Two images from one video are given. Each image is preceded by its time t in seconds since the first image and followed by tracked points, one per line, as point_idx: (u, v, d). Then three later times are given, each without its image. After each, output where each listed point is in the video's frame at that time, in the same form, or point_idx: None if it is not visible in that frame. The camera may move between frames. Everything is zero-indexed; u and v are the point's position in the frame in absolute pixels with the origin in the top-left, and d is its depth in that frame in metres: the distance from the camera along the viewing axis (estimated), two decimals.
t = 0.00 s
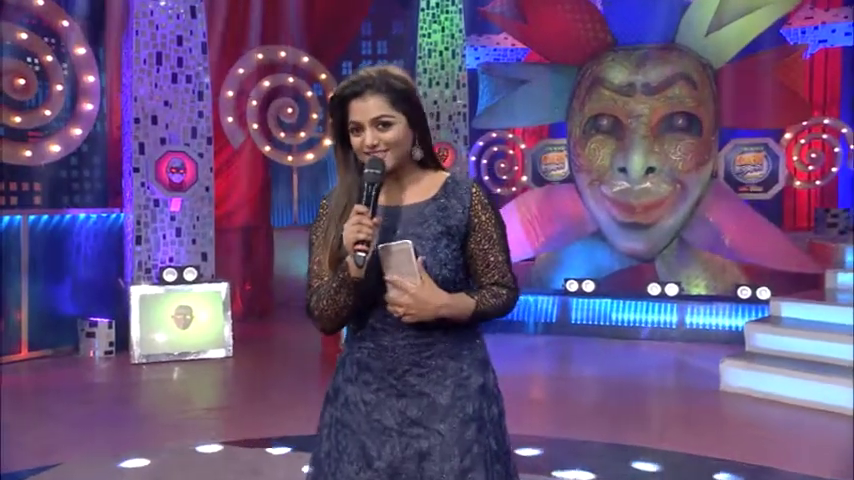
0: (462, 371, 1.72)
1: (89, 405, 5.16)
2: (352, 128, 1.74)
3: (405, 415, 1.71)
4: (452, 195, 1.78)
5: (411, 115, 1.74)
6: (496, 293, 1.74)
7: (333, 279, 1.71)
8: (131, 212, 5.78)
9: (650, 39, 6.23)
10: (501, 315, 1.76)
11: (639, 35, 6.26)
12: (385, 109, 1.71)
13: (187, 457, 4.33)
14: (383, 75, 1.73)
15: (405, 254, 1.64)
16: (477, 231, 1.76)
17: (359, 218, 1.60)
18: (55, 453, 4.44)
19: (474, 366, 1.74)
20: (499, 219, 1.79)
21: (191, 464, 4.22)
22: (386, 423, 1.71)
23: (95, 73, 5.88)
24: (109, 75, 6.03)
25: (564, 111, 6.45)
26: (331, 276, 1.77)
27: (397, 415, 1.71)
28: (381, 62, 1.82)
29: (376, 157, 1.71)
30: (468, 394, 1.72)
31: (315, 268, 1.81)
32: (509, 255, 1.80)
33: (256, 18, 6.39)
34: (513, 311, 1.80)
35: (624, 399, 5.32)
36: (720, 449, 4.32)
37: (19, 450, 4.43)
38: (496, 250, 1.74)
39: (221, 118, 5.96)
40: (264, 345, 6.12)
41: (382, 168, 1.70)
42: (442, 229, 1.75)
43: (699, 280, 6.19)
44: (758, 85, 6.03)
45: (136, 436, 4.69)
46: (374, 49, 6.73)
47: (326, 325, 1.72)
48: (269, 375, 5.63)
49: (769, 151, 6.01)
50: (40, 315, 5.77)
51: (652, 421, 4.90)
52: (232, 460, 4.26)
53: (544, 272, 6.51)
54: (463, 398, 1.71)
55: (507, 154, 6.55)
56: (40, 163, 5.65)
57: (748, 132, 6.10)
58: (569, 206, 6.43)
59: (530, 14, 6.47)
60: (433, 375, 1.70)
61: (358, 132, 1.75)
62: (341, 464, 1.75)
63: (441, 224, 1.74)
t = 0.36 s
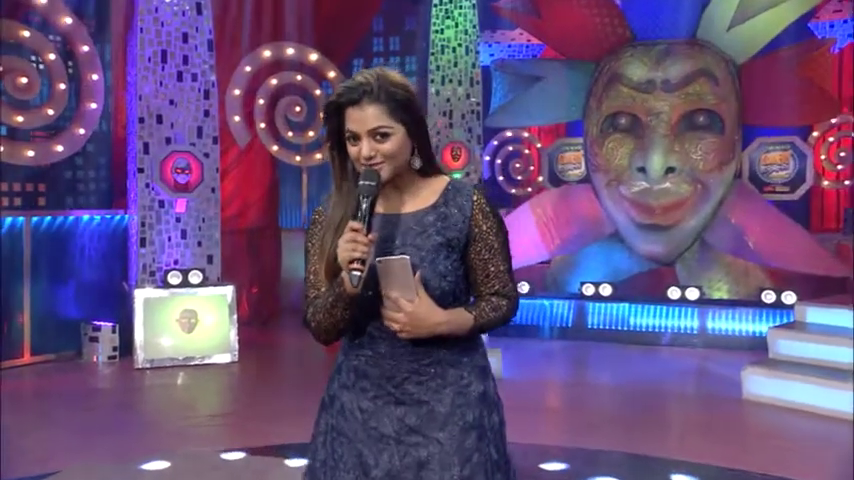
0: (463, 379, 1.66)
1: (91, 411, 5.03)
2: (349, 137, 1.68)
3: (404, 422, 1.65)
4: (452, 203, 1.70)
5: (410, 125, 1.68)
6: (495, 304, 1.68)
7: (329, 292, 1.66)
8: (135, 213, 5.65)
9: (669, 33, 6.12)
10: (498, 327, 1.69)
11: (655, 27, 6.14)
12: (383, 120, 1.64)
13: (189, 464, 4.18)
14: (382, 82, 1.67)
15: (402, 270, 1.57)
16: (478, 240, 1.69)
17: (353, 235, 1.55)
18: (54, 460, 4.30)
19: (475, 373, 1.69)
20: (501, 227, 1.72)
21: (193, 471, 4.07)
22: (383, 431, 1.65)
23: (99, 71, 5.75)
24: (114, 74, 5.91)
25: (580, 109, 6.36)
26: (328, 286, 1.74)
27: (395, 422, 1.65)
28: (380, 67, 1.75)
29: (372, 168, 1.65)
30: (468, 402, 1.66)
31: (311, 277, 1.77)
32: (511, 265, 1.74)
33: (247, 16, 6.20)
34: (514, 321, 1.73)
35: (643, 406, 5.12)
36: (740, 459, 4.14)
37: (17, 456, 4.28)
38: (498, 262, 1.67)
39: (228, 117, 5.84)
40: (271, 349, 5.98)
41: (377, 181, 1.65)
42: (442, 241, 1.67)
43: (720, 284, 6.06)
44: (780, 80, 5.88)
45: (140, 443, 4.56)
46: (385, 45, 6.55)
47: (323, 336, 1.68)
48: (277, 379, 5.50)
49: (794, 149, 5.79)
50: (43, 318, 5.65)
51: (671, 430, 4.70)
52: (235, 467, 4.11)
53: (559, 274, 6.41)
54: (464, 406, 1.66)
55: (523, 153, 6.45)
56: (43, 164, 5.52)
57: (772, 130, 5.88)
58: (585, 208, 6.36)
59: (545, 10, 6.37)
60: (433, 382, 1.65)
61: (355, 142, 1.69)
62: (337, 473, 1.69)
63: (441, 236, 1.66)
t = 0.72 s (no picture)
0: (465, 385, 1.67)
1: (93, 416, 4.88)
2: (347, 139, 1.69)
3: (404, 428, 1.66)
4: (452, 209, 1.71)
5: (410, 127, 1.68)
6: (496, 313, 1.68)
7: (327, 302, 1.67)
8: (140, 213, 5.51)
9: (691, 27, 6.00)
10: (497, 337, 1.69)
11: (676, 20, 6.06)
12: (382, 121, 1.65)
13: (190, 471, 4.02)
14: (381, 85, 1.67)
15: (399, 278, 1.55)
16: (478, 248, 1.69)
17: (351, 244, 1.55)
18: (52, 466, 4.15)
19: (476, 380, 1.69)
20: (503, 234, 1.71)
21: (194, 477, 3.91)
22: (383, 437, 1.66)
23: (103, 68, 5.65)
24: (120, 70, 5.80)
25: (598, 105, 6.28)
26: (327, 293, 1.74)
27: (395, 428, 1.66)
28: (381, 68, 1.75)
29: (371, 174, 1.66)
30: (470, 409, 1.66)
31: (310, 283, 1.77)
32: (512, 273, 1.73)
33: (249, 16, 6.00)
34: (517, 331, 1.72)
35: (663, 414, 4.91)
36: (768, 469, 3.92)
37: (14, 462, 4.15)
38: (499, 270, 1.68)
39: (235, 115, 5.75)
40: (280, 352, 5.85)
41: (376, 187, 1.65)
42: (442, 249, 1.68)
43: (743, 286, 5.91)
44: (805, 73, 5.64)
45: (142, 448, 4.43)
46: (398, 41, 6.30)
47: (322, 344, 1.69)
48: (286, 383, 5.36)
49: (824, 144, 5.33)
50: (46, 320, 5.54)
51: (693, 439, 4.48)
52: (238, 473, 3.95)
53: (576, 275, 6.38)
54: (465, 413, 1.66)
55: (540, 151, 6.38)
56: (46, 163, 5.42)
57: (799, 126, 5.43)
58: (604, 207, 6.31)
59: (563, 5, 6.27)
60: (433, 388, 1.66)
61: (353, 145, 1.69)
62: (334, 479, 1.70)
63: (441, 244, 1.67)
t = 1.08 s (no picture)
0: (467, 389, 1.57)
1: (97, 421, 4.75)
2: (363, 112, 1.61)
3: (405, 434, 1.56)
4: (460, 194, 1.62)
5: (428, 107, 1.62)
6: (504, 302, 1.59)
7: (330, 280, 1.57)
8: (147, 211, 5.39)
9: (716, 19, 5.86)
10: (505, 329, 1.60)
11: (698, 15, 5.91)
12: (402, 93, 1.59)
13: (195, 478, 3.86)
14: (402, 60, 1.62)
15: (405, 257, 1.51)
16: (487, 235, 1.61)
17: (363, 208, 1.47)
18: (52, 472, 4.01)
19: (480, 383, 1.59)
20: (510, 222, 1.63)
21: None
22: (383, 444, 1.56)
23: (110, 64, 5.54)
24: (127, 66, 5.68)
25: (619, 101, 6.14)
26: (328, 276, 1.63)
27: (395, 435, 1.56)
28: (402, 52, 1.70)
29: (384, 146, 1.57)
30: (473, 414, 1.57)
31: (309, 268, 1.67)
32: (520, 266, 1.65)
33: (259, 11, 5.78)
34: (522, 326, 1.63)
35: (687, 421, 4.71)
36: None
37: (14, 467, 4.02)
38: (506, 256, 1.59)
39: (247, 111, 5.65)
40: (290, 354, 5.72)
41: (388, 160, 1.56)
42: (449, 232, 1.59)
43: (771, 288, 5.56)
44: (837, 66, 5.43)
45: (147, 452, 4.30)
46: (412, 35, 6.21)
47: (320, 331, 1.58)
48: (296, 385, 5.22)
49: None
50: (52, 322, 5.44)
51: (720, 449, 4.27)
52: None
53: (595, 276, 6.21)
54: (469, 418, 1.56)
55: (559, 148, 6.21)
56: (51, 161, 5.31)
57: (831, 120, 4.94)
58: (625, 206, 6.15)
59: None
60: (435, 392, 1.56)
61: (368, 120, 1.61)
62: None
63: (449, 226, 1.58)
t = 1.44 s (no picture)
0: (469, 393, 1.36)
1: (100, 424, 4.61)
2: (358, 109, 1.41)
3: (403, 441, 1.35)
4: (458, 192, 1.42)
5: (427, 102, 1.43)
6: (508, 307, 1.39)
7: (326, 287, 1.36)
8: (153, 210, 5.26)
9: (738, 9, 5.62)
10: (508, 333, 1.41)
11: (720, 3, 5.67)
12: (399, 89, 1.39)
13: None
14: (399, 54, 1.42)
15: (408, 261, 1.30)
16: (487, 235, 1.41)
17: (366, 211, 1.26)
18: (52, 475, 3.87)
19: (484, 384, 1.39)
20: (510, 220, 1.43)
21: None
22: (380, 452, 1.35)
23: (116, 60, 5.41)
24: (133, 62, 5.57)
25: (640, 97, 5.95)
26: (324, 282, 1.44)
27: (393, 442, 1.35)
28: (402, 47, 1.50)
29: (384, 144, 1.37)
30: (475, 420, 1.36)
31: (303, 274, 1.47)
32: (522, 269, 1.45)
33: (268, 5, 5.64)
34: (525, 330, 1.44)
35: (711, 427, 4.52)
36: None
37: (13, 471, 3.88)
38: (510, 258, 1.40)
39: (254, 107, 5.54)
40: (297, 359, 5.58)
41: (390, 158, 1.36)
42: (450, 232, 1.39)
43: (797, 292, 5.48)
44: None
45: (149, 457, 4.15)
46: (426, 29, 6.07)
47: (317, 338, 1.38)
48: (305, 389, 5.08)
49: None
50: (57, 323, 5.33)
51: (747, 456, 4.07)
52: None
53: (614, 278, 6.00)
54: (472, 421, 1.36)
55: (577, 145, 6.06)
56: (55, 159, 5.19)
57: None
58: (644, 205, 5.92)
59: None
60: (435, 397, 1.35)
61: (363, 118, 1.41)
62: None
63: (448, 226, 1.39)
